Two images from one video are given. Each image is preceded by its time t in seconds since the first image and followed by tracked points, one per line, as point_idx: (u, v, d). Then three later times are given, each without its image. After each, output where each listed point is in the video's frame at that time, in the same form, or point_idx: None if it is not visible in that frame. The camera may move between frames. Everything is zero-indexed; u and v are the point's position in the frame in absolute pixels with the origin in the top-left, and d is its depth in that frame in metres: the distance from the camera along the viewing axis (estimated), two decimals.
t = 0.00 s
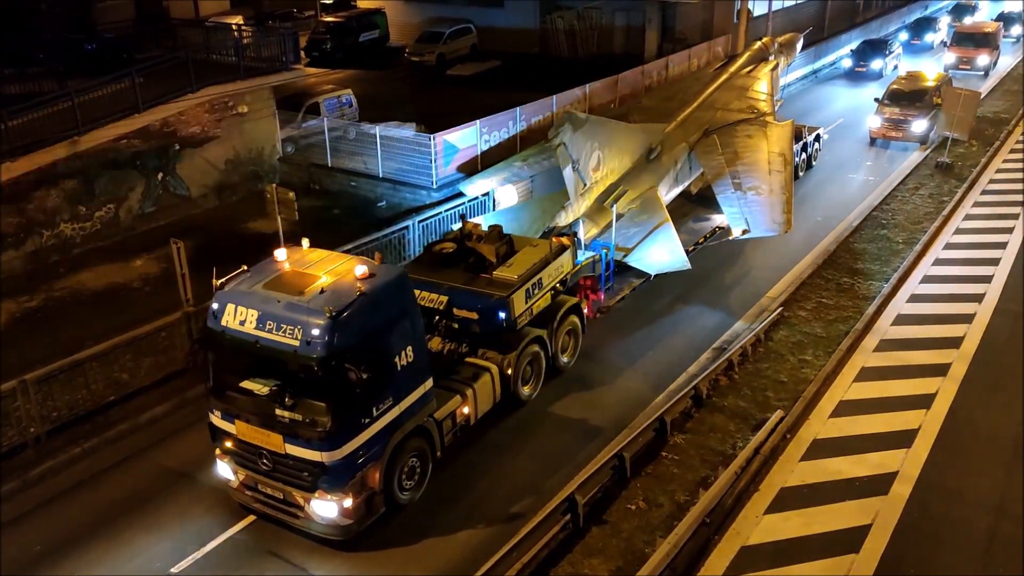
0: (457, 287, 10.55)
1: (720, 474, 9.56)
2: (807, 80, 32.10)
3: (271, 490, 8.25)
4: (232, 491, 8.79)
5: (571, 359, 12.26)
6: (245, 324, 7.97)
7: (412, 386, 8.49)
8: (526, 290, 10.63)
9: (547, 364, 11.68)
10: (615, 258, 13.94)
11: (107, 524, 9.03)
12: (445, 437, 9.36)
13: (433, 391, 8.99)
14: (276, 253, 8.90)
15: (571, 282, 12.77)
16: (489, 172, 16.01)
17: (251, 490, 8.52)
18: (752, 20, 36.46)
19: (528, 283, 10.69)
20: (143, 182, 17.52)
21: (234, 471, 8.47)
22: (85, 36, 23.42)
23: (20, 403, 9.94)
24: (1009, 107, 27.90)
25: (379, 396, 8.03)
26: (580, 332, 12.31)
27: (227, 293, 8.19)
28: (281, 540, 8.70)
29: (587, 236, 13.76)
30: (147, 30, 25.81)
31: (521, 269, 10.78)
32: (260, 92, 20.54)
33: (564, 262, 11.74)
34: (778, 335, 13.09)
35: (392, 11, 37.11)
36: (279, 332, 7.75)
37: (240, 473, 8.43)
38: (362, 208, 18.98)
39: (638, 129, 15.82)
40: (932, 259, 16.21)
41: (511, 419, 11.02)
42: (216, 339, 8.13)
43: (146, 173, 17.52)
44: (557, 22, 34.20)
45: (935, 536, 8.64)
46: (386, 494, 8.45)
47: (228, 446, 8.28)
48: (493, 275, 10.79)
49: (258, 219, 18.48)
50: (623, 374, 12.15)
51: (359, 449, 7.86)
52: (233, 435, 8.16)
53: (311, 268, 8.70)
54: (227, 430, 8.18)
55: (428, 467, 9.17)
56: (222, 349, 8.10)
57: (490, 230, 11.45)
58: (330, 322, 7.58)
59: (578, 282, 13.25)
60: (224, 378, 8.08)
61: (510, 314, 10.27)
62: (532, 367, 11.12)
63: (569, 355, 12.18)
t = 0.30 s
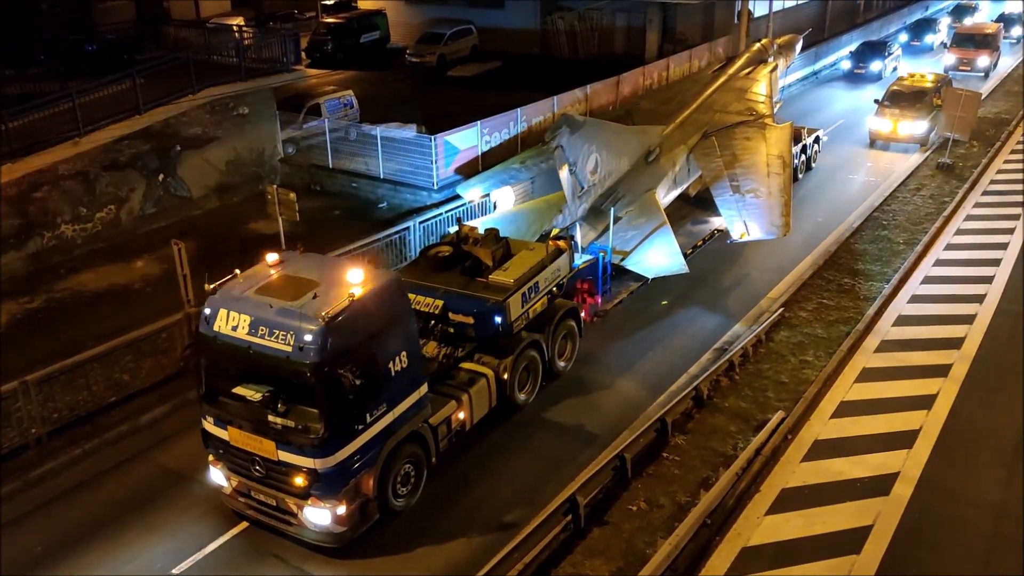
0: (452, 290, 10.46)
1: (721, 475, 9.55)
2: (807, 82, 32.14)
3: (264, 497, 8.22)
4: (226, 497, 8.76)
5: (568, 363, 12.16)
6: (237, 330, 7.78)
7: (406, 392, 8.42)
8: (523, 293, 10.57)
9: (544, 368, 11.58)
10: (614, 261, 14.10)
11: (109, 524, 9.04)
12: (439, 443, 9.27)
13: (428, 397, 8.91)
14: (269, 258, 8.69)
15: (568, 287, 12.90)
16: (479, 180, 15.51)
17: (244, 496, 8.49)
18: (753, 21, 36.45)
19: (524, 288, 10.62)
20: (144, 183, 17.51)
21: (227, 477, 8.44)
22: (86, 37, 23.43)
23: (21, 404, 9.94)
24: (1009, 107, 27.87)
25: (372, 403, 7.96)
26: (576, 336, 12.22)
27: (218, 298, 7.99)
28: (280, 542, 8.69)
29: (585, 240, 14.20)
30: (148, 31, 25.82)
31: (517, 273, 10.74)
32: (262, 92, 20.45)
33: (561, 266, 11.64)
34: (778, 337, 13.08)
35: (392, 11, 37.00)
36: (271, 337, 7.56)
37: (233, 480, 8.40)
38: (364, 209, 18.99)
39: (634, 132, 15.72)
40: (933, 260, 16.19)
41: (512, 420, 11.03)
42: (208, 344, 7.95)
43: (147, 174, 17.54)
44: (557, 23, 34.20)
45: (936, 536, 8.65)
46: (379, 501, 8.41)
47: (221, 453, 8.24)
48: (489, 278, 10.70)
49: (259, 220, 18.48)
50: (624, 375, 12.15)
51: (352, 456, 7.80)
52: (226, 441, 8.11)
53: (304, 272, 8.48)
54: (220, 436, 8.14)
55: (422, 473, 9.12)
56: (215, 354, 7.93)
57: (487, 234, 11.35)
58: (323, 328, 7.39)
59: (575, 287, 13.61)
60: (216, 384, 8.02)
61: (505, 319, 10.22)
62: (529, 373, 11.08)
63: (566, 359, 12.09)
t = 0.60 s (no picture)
0: (448, 295, 10.38)
1: (722, 476, 9.53)
2: (806, 84, 32.18)
3: (257, 505, 8.11)
4: (218, 505, 8.64)
5: (564, 368, 12.06)
6: (228, 335, 7.76)
7: (400, 397, 8.33)
8: (518, 298, 10.48)
9: (540, 373, 11.50)
10: (611, 265, 14.11)
11: (110, 524, 9.05)
12: (435, 449, 9.17)
13: (423, 402, 8.82)
14: (262, 263, 8.70)
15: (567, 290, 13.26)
16: (483, 180, 15.86)
17: (237, 503, 8.38)
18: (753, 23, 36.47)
19: (520, 292, 10.53)
20: (145, 184, 17.52)
21: (220, 484, 8.32)
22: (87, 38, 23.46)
23: (23, 405, 9.95)
24: (1010, 108, 27.86)
25: (367, 408, 7.88)
26: (574, 340, 12.10)
27: (210, 304, 7.97)
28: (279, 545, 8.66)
29: (581, 244, 14.30)
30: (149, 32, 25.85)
31: (513, 277, 10.58)
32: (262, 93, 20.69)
33: (557, 269, 11.58)
34: (779, 338, 13.08)
35: (392, 12, 37.11)
36: (264, 343, 7.54)
37: (225, 487, 8.28)
38: (364, 209, 18.99)
39: (633, 133, 15.60)
40: (934, 261, 16.18)
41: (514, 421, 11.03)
42: (200, 350, 7.91)
43: (148, 175, 17.55)
44: (558, 24, 34.43)
45: (938, 537, 8.63)
46: (373, 508, 8.30)
47: (213, 459, 8.16)
48: (485, 283, 10.59)
49: (259, 221, 18.50)
50: (625, 377, 12.14)
51: (345, 463, 7.71)
52: (218, 448, 8.04)
53: (297, 277, 8.47)
54: (212, 442, 8.06)
55: (417, 480, 9.00)
56: (207, 359, 7.88)
57: (483, 237, 11.14)
58: (315, 335, 7.37)
59: (572, 290, 14.01)
60: (208, 390, 7.96)
61: (502, 324, 10.15)
62: (525, 378, 11.00)
63: (563, 364, 11.99)
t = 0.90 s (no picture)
0: (443, 300, 10.31)
1: (723, 478, 9.53)
2: (806, 86, 32.13)
3: (250, 512, 8.02)
4: (211, 512, 8.55)
5: (561, 373, 12.00)
6: (220, 341, 7.62)
7: (394, 404, 8.29)
8: (515, 303, 10.37)
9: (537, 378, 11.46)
10: (608, 269, 13.71)
11: (112, 525, 9.06)
12: (429, 456, 9.12)
13: (417, 409, 8.78)
14: (256, 267, 8.55)
15: (562, 293, 12.49)
16: (481, 180, 15.94)
17: (230, 511, 8.29)
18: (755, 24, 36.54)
19: (517, 296, 10.43)
20: (146, 185, 17.57)
21: (213, 491, 8.24)
22: (89, 40, 23.49)
23: (25, 406, 9.97)
24: (1011, 109, 27.89)
25: (361, 415, 7.84)
26: (571, 345, 12.04)
27: (202, 309, 7.84)
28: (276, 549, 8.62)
29: (579, 247, 13.86)
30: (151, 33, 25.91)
31: (509, 282, 10.50)
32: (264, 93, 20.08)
33: (554, 274, 11.49)
34: (780, 339, 13.08)
35: (394, 14, 37.38)
36: (256, 350, 7.39)
37: (218, 494, 8.20)
38: (366, 211, 19.00)
39: (631, 137, 15.78)
40: (935, 263, 16.17)
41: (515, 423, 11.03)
42: (192, 356, 7.79)
43: (150, 177, 17.59)
44: (559, 26, 34.23)
45: (939, 539, 8.63)
46: (367, 515, 8.24)
47: (206, 466, 8.07)
48: (480, 287, 10.53)
49: (261, 223, 18.53)
50: (626, 379, 12.14)
51: (338, 470, 7.65)
52: (210, 454, 7.94)
53: (291, 282, 8.35)
54: (204, 449, 7.97)
55: (412, 487, 8.95)
56: (199, 366, 7.75)
57: (479, 240, 11.26)
58: (308, 341, 7.23)
59: (571, 294, 12.97)
60: (200, 397, 7.82)
61: (498, 329, 10.05)
62: (522, 383, 10.93)
63: (559, 368, 11.92)
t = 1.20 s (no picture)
0: (439, 305, 10.27)
1: (725, 480, 9.52)
2: (807, 89, 32.13)
3: (243, 520, 8.01)
4: (205, 519, 8.54)
5: (558, 379, 11.90)
6: (212, 347, 7.58)
7: (389, 411, 8.24)
8: (511, 308, 10.36)
9: (535, 384, 11.37)
10: (607, 273, 13.69)
11: (114, 527, 9.05)
12: (425, 462, 9.02)
13: (412, 415, 8.74)
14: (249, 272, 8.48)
15: (560, 298, 12.44)
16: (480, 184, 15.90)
17: (223, 518, 8.27)
18: (756, 26, 36.58)
19: (513, 301, 10.42)
20: (148, 187, 17.56)
21: (206, 499, 8.23)
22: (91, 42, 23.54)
23: (26, 408, 9.97)
24: (1013, 111, 27.89)
25: (355, 422, 7.80)
26: (569, 350, 11.97)
27: (194, 315, 7.80)
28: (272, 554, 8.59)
29: (576, 252, 14.01)
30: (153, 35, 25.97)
31: (505, 287, 10.53)
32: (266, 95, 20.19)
33: (551, 279, 11.43)
34: (782, 340, 13.08)
35: (396, 16, 37.53)
36: (249, 356, 7.36)
37: (211, 501, 8.19)
38: (367, 213, 19.00)
39: (629, 140, 15.59)
40: (938, 264, 16.17)
41: (518, 424, 11.04)
42: (184, 363, 7.74)
43: (151, 178, 17.59)
44: (560, 28, 34.48)
45: (942, 541, 8.61)
46: (362, 523, 8.20)
47: (199, 473, 8.06)
48: (477, 292, 10.52)
49: (263, 225, 18.54)
50: (628, 382, 12.13)
51: (332, 478, 7.62)
52: (204, 462, 7.94)
53: (283, 288, 8.28)
54: (198, 457, 7.96)
55: (407, 494, 8.89)
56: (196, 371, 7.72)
57: (476, 245, 11.28)
58: (301, 347, 7.20)
59: (568, 299, 13.08)
60: (193, 404, 7.78)
61: (494, 334, 10.01)
62: (518, 389, 10.85)
63: (556, 374, 11.84)
